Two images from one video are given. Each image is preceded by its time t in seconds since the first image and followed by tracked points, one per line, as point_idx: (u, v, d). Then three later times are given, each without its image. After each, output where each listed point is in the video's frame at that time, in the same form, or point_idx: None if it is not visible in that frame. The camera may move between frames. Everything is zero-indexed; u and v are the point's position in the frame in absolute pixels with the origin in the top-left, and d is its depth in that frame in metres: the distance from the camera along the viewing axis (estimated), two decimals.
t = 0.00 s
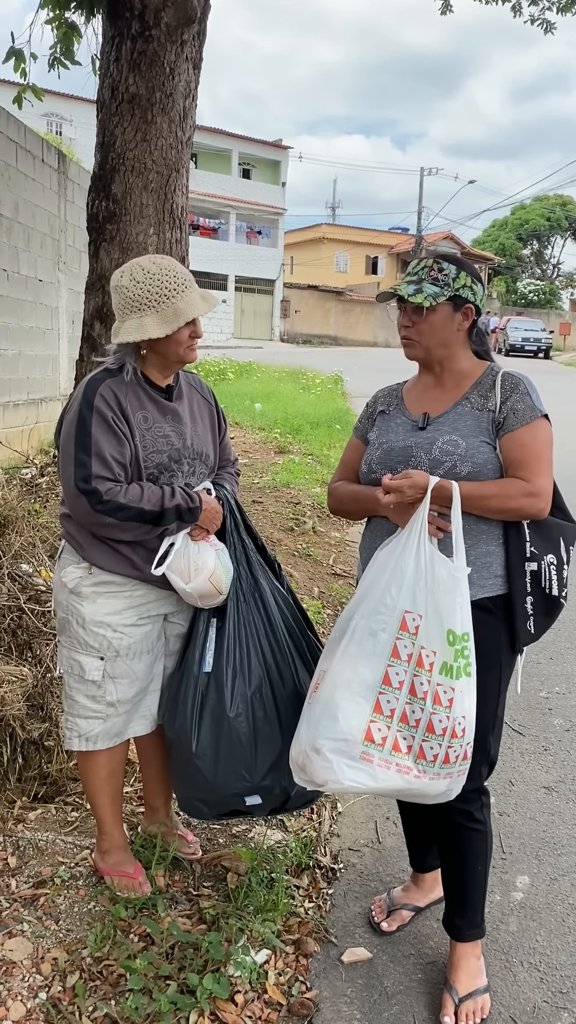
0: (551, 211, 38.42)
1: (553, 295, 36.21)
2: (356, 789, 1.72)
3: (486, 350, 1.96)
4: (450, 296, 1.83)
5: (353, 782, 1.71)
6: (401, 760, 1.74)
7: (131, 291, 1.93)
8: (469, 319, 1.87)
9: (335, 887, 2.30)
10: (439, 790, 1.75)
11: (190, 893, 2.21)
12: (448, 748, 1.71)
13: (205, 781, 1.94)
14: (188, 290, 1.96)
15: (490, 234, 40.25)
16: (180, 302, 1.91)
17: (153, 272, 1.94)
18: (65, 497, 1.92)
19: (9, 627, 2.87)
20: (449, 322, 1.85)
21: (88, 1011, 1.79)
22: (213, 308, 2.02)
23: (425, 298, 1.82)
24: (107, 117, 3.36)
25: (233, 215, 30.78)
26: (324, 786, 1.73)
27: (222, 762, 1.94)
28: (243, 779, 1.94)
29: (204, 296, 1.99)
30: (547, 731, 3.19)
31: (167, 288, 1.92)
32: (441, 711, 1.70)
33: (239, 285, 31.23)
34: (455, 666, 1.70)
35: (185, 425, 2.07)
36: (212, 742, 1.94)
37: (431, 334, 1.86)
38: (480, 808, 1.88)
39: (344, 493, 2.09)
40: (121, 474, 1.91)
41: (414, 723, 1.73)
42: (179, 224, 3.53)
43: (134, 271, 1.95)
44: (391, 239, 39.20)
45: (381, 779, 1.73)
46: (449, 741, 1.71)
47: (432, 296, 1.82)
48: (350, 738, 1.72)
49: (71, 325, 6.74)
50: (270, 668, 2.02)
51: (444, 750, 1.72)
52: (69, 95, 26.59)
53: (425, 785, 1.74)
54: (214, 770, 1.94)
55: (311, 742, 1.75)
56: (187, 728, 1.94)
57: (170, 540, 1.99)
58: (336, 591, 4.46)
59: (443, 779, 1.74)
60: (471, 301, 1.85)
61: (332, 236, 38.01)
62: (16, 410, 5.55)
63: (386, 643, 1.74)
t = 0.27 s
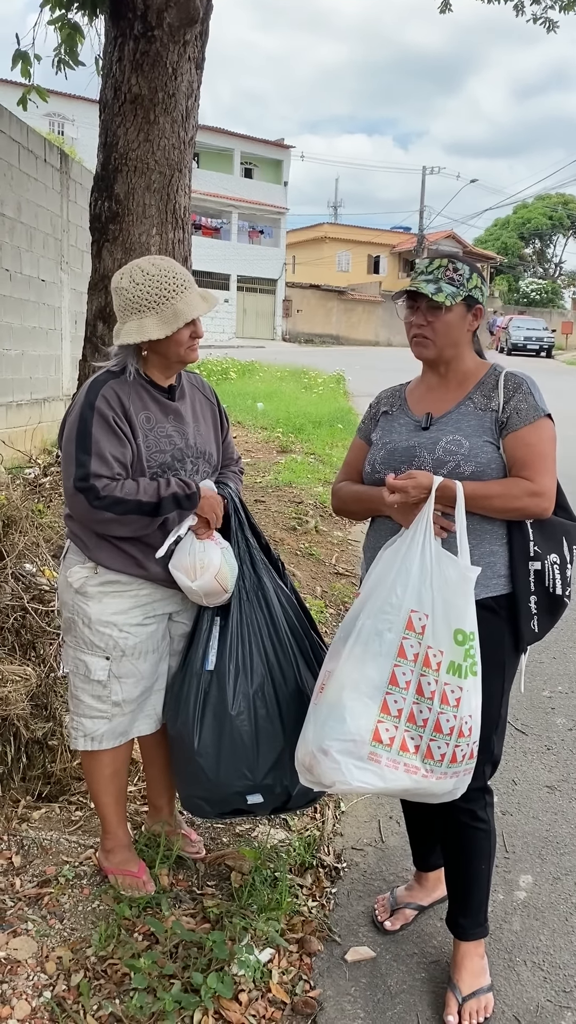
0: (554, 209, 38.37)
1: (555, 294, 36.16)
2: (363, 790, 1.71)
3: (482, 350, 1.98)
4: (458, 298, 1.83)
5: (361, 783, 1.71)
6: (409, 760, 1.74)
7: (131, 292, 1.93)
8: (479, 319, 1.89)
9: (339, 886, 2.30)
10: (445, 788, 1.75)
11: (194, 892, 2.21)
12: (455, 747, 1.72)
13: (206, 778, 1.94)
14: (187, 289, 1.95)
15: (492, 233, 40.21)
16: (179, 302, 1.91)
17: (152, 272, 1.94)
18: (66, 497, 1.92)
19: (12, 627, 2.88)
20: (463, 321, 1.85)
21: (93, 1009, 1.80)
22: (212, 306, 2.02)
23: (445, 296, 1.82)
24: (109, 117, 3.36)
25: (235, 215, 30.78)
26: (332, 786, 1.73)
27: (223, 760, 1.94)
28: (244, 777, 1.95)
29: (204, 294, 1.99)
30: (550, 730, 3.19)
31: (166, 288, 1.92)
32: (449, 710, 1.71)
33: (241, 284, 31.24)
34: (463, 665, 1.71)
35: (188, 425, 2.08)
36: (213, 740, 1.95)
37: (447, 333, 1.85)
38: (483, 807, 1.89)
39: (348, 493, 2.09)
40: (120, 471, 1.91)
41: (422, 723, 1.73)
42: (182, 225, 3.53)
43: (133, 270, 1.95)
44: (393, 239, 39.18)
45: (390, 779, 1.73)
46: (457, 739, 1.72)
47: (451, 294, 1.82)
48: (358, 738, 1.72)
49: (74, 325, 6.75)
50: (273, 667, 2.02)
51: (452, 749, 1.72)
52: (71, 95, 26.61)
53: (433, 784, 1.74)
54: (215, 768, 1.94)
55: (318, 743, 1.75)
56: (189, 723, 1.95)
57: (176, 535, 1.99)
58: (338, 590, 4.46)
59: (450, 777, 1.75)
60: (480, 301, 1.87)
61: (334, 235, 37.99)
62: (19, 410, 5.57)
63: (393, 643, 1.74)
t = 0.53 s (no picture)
0: (556, 208, 38.30)
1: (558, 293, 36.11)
2: (362, 789, 1.72)
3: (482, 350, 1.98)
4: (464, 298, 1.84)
5: (360, 781, 1.71)
6: (408, 759, 1.74)
7: (131, 291, 1.93)
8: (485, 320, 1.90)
9: (342, 885, 2.31)
10: (444, 788, 1.75)
11: (196, 891, 2.22)
12: (454, 746, 1.72)
13: (212, 778, 1.95)
14: (189, 289, 1.95)
15: (494, 232, 40.15)
16: (178, 302, 1.91)
17: (151, 273, 1.94)
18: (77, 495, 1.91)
19: (16, 627, 2.89)
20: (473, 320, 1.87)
21: (96, 1008, 1.80)
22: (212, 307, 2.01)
23: (458, 293, 1.82)
24: (112, 117, 3.36)
25: (237, 214, 30.77)
26: (331, 784, 1.73)
27: (229, 759, 1.95)
28: (250, 776, 1.95)
29: (204, 292, 2.00)
30: (552, 730, 3.19)
31: (166, 289, 1.92)
32: (447, 710, 1.71)
33: (244, 283, 31.23)
34: (462, 665, 1.70)
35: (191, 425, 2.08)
36: (219, 739, 1.95)
37: (459, 330, 1.85)
38: (485, 806, 1.89)
39: (350, 493, 2.09)
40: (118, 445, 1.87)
41: (421, 722, 1.73)
42: (184, 225, 3.54)
43: (136, 269, 1.95)
44: (395, 238, 39.14)
45: (388, 778, 1.73)
46: (456, 739, 1.72)
47: (463, 292, 1.83)
48: (357, 737, 1.73)
49: (76, 324, 6.76)
50: (278, 666, 2.03)
51: (451, 749, 1.72)
52: (73, 95, 26.62)
53: (432, 783, 1.74)
54: (221, 767, 1.95)
55: (318, 741, 1.76)
56: (195, 723, 1.96)
57: (180, 534, 2.00)
58: (341, 590, 4.46)
59: (449, 777, 1.75)
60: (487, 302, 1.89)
61: (336, 234, 37.97)
62: (21, 410, 5.57)
63: (392, 642, 1.75)
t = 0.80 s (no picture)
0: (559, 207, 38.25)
1: (560, 292, 36.06)
2: (358, 786, 1.72)
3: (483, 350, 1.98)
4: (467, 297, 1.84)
5: (356, 780, 1.72)
6: (403, 758, 1.74)
7: (129, 290, 1.93)
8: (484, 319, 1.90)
9: (344, 884, 2.31)
10: (441, 787, 1.75)
11: (199, 890, 2.22)
12: (450, 746, 1.72)
13: (217, 777, 1.95)
14: (187, 289, 1.95)
15: (496, 231, 40.11)
16: (177, 302, 1.91)
17: (150, 272, 1.94)
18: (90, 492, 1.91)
19: (18, 626, 2.89)
20: (470, 320, 1.87)
21: (99, 1007, 1.80)
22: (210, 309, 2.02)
23: (456, 292, 1.82)
24: (114, 117, 3.36)
25: (239, 214, 30.76)
26: (327, 782, 1.74)
27: (234, 758, 1.95)
28: (254, 775, 1.96)
29: (203, 292, 2.00)
30: (554, 730, 3.19)
31: (166, 289, 1.92)
32: (443, 709, 1.71)
33: (245, 283, 31.22)
34: (457, 665, 1.70)
35: (193, 423, 2.08)
36: (223, 738, 1.96)
37: (457, 329, 1.85)
38: (486, 805, 1.89)
39: (351, 493, 2.09)
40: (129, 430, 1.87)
41: (416, 721, 1.73)
42: (186, 224, 3.54)
43: (135, 269, 1.95)
44: (397, 237, 39.12)
45: (384, 776, 1.73)
46: (451, 739, 1.71)
47: (461, 291, 1.82)
48: (353, 736, 1.73)
49: (78, 324, 6.76)
50: (282, 665, 2.03)
51: (446, 748, 1.72)
52: (75, 94, 26.62)
53: (427, 782, 1.74)
54: (225, 767, 1.95)
55: (315, 739, 1.76)
56: (199, 722, 1.96)
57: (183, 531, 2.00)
58: (343, 590, 4.46)
59: (445, 776, 1.74)
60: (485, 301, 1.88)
61: (338, 234, 37.94)
62: (23, 409, 5.58)
63: (388, 642, 1.75)
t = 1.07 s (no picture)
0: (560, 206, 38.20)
1: (562, 291, 36.02)
2: (353, 784, 1.72)
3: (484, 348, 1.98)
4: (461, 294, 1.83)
5: (351, 778, 1.72)
6: (398, 755, 1.74)
7: (131, 291, 1.93)
8: (476, 317, 1.89)
9: (345, 883, 2.31)
10: (436, 785, 1.75)
11: (200, 888, 2.22)
12: (445, 744, 1.72)
13: (216, 776, 1.95)
14: (189, 290, 1.95)
15: (498, 230, 40.06)
16: (178, 303, 1.91)
17: (153, 272, 1.94)
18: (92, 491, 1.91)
19: (20, 624, 2.89)
20: (458, 318, 1.85)
21: (100, 1004, 1.81)
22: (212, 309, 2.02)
23: (438, 292, 1.81)
24: (116, 115, 3.36)
25: (241, 212, 30.75)
26: (323, 778, 1.74)
27: (233, 756, 1.95)
28: (253, 773, 1.96)
29: (205, 292, 2.01)
30: (556, 729, 3.19)
31: (167, 289, 1.92)
32: (438, 707, 1.71)
33: (247, 282, 31.21)
34: (452, 663, 1.70)
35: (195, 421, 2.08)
36: (222, 737, 1.96)
37: (443, 328, 1.85)
38: (486, 804, 1.89)
39: (351, 491, 2.09)
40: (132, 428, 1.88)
41: (411, 719, 1.73)
42: (188, 223, 3.54)
43: (136, 269, 1.95)
44: (398, 236, 39.09)
45: (379, 774, 1.73)
46: (447, 737, 1.71)
47: (444, 291, 1.82)
48: (348, 734, 1.73)
49: (80, 323, 6.76)
50: (281, 663, 2.03)
51: (441, 746, 1.72)
52: (76, 93, 26.62)
53: (422, 780, 1.74)
54: (224, 765, 1.95)
55: (311, 737, 1.76)
56: (199, 720, 1.96)
57: (185, 529, 2.01)
58: (344, 589, 4.46)
59: (441, 774, 1.74)
60: (478, 298, 1.86)
61: (339, 233, 37.91)
62: (25, 408, 5.58)
63: (383, 640, 1.75)
